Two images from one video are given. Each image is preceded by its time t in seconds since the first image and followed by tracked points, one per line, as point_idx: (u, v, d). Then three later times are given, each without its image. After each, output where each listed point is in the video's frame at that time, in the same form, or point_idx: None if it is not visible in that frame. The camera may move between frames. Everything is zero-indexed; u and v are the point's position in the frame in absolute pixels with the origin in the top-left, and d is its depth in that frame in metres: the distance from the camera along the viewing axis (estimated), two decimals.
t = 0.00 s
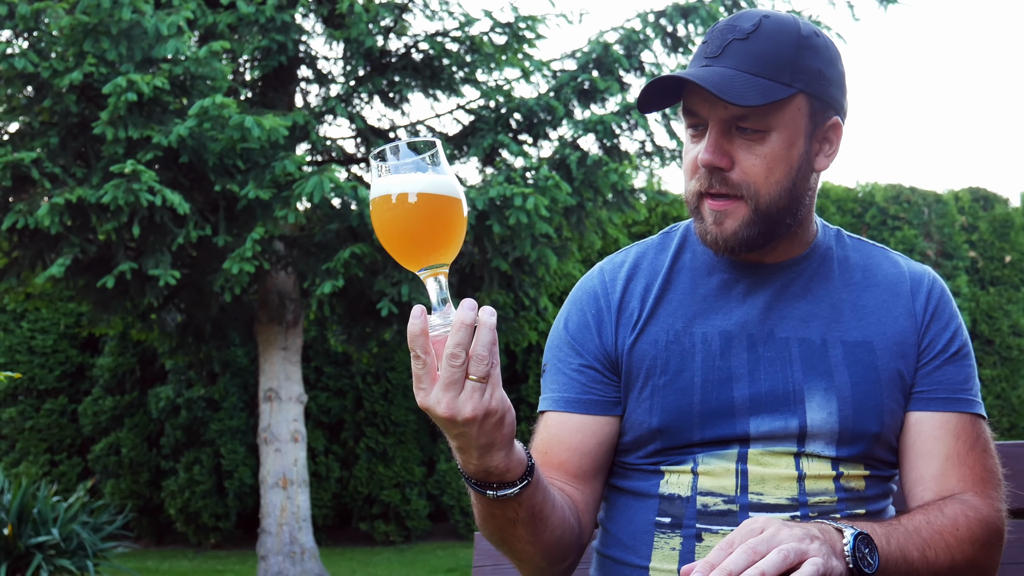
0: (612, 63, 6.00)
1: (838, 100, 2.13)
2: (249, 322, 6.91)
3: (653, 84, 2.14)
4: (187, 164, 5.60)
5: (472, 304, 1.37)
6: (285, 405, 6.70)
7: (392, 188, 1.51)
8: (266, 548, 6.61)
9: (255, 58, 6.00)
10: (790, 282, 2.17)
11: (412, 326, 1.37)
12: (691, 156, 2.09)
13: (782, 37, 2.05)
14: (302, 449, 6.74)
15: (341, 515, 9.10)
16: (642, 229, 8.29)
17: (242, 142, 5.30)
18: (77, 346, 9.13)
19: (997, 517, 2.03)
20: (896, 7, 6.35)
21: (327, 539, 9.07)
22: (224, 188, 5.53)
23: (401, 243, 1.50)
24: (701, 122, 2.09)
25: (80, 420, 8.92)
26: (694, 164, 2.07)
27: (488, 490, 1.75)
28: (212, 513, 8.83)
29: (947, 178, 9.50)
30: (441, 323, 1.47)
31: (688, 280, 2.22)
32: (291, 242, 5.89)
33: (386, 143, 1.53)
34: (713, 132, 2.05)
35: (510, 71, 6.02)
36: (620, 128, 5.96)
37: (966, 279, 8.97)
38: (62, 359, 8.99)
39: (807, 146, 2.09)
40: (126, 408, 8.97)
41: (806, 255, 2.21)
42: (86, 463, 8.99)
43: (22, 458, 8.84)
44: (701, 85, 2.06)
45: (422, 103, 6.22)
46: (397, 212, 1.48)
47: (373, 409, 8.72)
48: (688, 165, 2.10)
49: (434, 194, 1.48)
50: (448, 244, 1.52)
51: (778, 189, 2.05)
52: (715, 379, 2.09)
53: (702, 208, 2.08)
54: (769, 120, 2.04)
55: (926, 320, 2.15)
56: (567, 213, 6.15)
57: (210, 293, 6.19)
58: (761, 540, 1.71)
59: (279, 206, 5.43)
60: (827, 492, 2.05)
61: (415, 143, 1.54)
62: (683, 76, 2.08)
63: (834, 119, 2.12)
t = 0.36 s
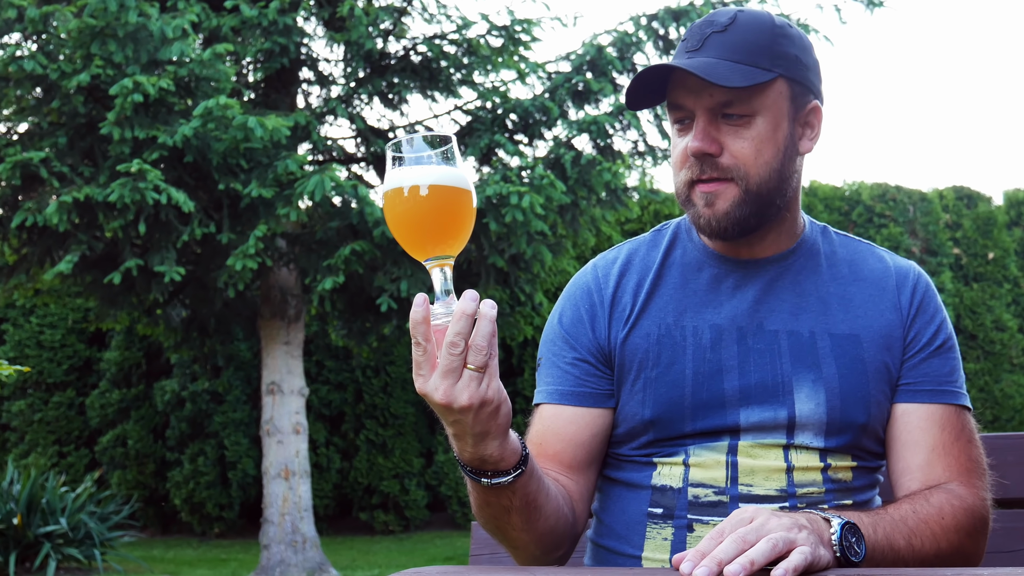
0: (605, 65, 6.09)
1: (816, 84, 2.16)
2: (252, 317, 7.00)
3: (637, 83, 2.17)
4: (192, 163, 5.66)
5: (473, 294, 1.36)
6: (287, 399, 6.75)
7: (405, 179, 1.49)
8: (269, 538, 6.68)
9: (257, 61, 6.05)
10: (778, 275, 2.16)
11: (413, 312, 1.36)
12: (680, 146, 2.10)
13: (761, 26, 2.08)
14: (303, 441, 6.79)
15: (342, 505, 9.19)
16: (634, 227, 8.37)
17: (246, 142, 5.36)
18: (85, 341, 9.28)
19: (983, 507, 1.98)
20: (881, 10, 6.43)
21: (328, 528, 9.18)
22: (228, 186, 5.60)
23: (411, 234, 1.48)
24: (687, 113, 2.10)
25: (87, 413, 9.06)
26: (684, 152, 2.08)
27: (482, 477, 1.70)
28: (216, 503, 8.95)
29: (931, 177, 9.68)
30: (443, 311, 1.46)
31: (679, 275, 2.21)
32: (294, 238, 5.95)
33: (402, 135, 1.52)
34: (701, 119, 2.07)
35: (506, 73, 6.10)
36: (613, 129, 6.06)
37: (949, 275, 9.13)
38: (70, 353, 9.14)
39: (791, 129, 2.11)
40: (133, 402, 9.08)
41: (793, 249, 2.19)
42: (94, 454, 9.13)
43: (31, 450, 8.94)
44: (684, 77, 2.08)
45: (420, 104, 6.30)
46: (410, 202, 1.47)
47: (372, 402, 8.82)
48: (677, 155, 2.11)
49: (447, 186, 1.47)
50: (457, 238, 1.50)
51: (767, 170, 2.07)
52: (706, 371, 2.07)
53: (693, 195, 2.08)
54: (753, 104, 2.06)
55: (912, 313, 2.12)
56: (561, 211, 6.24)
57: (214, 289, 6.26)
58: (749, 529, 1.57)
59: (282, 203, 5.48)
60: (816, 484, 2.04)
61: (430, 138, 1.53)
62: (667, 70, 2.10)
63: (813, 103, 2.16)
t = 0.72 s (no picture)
0: (600, 67, 6.14)
1: (754, 66, 2.19)
2: (255, 313, 7.06)
3: (591, 117, 2.23)
4: (195, 163, 5.72)
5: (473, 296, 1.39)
6: (288, 393, 6.80)
7: (404, 183, 1.53)
8: (271, 531, 6.74)
9: (260, 62, 6.12)
10: (770, 269, 2.20)
11: (417, 315, 1.40)
12: (648, 163, 2.15)
13: (681, 36, 2.12)
14: (305, 434, 6.85)
15: (342, 497, 9.26)
16: (630, 225, 8.44)
17: (248, 142, 5.42)
18: (90, 337, 9.35)
19: (976, 493, 2.01)
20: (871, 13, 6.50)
21: (329, 519, 9.26)
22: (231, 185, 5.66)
23: (411, 236, 1.53)
24: (644, 131, 2.15)
25: (93, 407, 9.15)
26: (654, 167, 2.13)
27: (487, 473, 1.74)
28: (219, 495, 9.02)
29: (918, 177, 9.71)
30: (445, 313, 1.49)
31: (674, 273, 2.26)
32: (295, 237, 6.01)
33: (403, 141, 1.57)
34: (660, 132, 2.11)
35: (503, 75, 6.20)
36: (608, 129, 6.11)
37: (937, 272, 9.21)
38: (76, 349, 9.22)
39: (745, 114, 2.15)
40: (138, 397, 9.16)
41: (785, 243, 2.24)
42: (100, 448, 9.22)
43: (39, 443, 9.08)
44: (628, 102, 2.13)
45: (419, 104, 6.37)
46: (409, 205, 1.51)
47: (372, 397, 8.89)
48: (648, 172, 2.16)
49: (445, 189, 1.52)
50: (456, 239, 1.55)
51: (733, 158, 2.11)
52: (702, 365, 2.11)
53: (674, 202, 2.13)
54: (700, 103, 2.10)
55: (904, 303, 2.14)
56: (558, 209, 6.30)
57: (217, 286, 6.32)
58: (741, 520, 1.58)
59: (283, 202, 5.54)
60: (813, 478, 2.06)
61: (429, 141, 1.58)
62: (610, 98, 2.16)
63: (758, 85, 2.19)
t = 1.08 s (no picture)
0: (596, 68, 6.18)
1: (761, 72, 2.24)
2: (257, 310, 7.11)
3: (594, 97, 2.27)
4: (198, 162, 5.77)
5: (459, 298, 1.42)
6: (290, 388, 6.85)
7: (388, 189, 1.57)
8: (272, 524, 6.78)
9: (262, 63, 6.17)
10: (755, 266, 2.24)
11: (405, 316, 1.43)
12: (643, 149, 2.19)
13: (696, 29, 2.17)
14: (306, 430, 6.89)
15: (343, 490, 9.31)
16: (626, 224, 8.49)
17: (250, 142, 5.46)
18: (95, 334, 9.40)
19: (963, 484, 2.04)
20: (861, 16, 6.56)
21: (329, 513, 9.30)
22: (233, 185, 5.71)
23: (396, 241, 1.56)
24: (644, 116, 2.18)
25: (98, 403, 9.19)
26: (647, 153, 2.17)
27: (476, 469, 1.77)
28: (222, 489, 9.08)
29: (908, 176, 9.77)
30: (432, 314, 1.52)
31: (660, 270, 2.29)
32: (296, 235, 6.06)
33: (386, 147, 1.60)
34: (659, 119, 2.15)
35: (501, 76, 6.24)
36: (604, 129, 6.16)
37: (926, 270, 9.28)
38: (81, 345, 9.28)
39: (744, 116, 2.19)
40: (142, 393, 9.21)
41: (769, 240, 2.28)
42: (104, 443, 9.27)
43: (44, 438, 9.11)
44: (633, 85, 2.17)
45: (418, 104, 6.42)
46: (393, 211, 1.54)
47: (372, 393, 8.94)
48: (641, 158, 2.20)
49: (428, 195, 1.55)
50: (440, 243, 1.58)
51: (725, 157, 2.15)
52: (687, 360, 2.15)
53: (660, 191, 2.16)
54: (702, 97, 2.14)
55: (885, 299, 2.19)
56: (555, 208, 6.33)
57: (220, 284, 6.37)
58: (734, 514, 1.61)
59: (285, 201, 5.58)
60: (798, 471, 2.10)
61: (412, 147, 1.61)
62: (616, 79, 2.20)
63: (762, 90, 2.24)
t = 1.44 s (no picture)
0: (593, 69, 6.22)
1: (812, 111, 2.31)
2: (259, 308, 7.14)
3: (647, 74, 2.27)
4: (200, 162, 5.80)
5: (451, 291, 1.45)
6: (290, 385, 6.89)
7: (390, 176, 1.60)
8: (273, 519, 6.82)
9: (263, 64, 6.21)
10: (746, 268, 2.27)
11: (397, 305, 1.45)
12: (674, 143, 2.21)
13: (773, 46, 2.20)
14: (306, 426, 6.92)
15: (343, 486, 9.35)
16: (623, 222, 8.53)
17: (252, 142, 5.49)
18: (98, 331, 9.44)
19: (942, 493, 2.08)
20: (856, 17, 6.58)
21: (329, 509, 9.34)
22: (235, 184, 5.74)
23: (396, 228, 1.59)
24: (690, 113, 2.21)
25: (101, 400, 9.23)
26: (676, 149, 2.19)
27: (460, 457, 1.79)
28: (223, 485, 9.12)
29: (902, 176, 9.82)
30: (425, 303, 1.55)
31: (652, 267, 2.31)
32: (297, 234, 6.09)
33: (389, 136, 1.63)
34: (699, 122, 2.18)
35: (499, 77, 6.28)
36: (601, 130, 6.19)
37: (919, 269, 9.33)
38: (84, 343, 9.31)
39: (778, 150, 2.25)
40: (144, 391, 9.25)
41: (761, 244, 2.30)
42: (107, 439, 9.31)
43: (48, 434, 9.15)
44: (690, 79, 2.19)
45: (418, 105, 6.46)
46: (394, 198, 1.57)
47: (372, 389, 8.97)
48: (670, 150, 2.22)
49: (429, 184, 1.58)
50: (439, 232, 1.61)
51: (747, 181, 2.19)
52: (675, 356, 2.17)
53: (677, 191, 2.19)
54: (750, 119, 2.18)
55: (875, 308, 2.24)
56: (553, 207, 6.37)
57: (222, 282, 6.40)
58: (730, 509, 1.63)
59: (286, 201, 5.62)
60: (781, 465, 2.13)
61: (414, 138, 1.65)
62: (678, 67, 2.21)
63: (805, 127, 2.31)
